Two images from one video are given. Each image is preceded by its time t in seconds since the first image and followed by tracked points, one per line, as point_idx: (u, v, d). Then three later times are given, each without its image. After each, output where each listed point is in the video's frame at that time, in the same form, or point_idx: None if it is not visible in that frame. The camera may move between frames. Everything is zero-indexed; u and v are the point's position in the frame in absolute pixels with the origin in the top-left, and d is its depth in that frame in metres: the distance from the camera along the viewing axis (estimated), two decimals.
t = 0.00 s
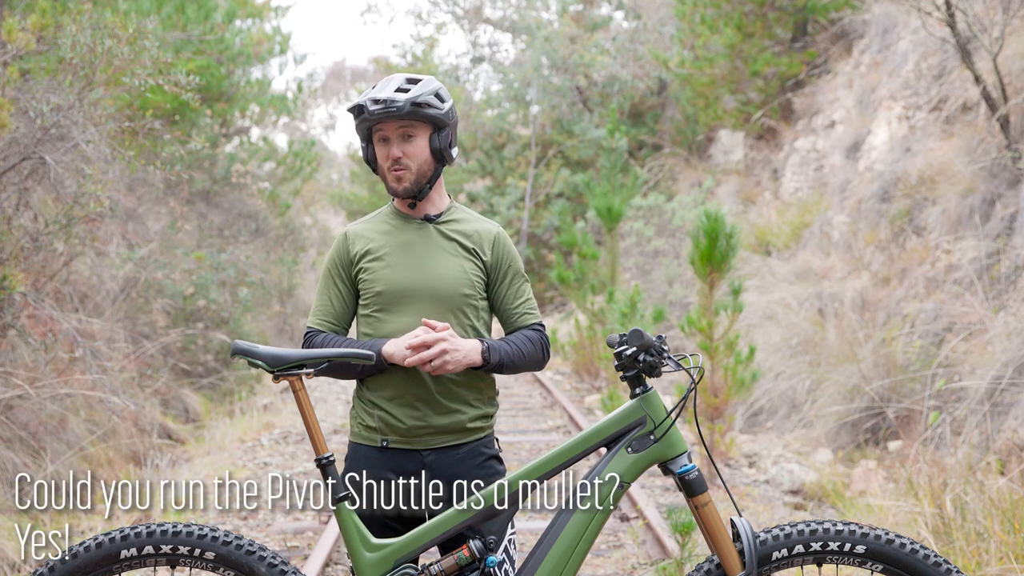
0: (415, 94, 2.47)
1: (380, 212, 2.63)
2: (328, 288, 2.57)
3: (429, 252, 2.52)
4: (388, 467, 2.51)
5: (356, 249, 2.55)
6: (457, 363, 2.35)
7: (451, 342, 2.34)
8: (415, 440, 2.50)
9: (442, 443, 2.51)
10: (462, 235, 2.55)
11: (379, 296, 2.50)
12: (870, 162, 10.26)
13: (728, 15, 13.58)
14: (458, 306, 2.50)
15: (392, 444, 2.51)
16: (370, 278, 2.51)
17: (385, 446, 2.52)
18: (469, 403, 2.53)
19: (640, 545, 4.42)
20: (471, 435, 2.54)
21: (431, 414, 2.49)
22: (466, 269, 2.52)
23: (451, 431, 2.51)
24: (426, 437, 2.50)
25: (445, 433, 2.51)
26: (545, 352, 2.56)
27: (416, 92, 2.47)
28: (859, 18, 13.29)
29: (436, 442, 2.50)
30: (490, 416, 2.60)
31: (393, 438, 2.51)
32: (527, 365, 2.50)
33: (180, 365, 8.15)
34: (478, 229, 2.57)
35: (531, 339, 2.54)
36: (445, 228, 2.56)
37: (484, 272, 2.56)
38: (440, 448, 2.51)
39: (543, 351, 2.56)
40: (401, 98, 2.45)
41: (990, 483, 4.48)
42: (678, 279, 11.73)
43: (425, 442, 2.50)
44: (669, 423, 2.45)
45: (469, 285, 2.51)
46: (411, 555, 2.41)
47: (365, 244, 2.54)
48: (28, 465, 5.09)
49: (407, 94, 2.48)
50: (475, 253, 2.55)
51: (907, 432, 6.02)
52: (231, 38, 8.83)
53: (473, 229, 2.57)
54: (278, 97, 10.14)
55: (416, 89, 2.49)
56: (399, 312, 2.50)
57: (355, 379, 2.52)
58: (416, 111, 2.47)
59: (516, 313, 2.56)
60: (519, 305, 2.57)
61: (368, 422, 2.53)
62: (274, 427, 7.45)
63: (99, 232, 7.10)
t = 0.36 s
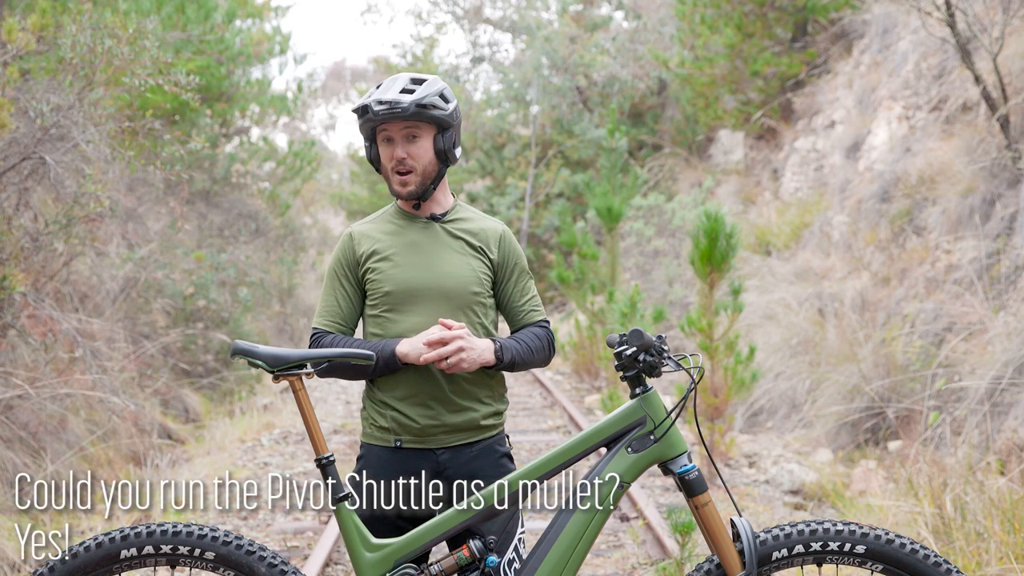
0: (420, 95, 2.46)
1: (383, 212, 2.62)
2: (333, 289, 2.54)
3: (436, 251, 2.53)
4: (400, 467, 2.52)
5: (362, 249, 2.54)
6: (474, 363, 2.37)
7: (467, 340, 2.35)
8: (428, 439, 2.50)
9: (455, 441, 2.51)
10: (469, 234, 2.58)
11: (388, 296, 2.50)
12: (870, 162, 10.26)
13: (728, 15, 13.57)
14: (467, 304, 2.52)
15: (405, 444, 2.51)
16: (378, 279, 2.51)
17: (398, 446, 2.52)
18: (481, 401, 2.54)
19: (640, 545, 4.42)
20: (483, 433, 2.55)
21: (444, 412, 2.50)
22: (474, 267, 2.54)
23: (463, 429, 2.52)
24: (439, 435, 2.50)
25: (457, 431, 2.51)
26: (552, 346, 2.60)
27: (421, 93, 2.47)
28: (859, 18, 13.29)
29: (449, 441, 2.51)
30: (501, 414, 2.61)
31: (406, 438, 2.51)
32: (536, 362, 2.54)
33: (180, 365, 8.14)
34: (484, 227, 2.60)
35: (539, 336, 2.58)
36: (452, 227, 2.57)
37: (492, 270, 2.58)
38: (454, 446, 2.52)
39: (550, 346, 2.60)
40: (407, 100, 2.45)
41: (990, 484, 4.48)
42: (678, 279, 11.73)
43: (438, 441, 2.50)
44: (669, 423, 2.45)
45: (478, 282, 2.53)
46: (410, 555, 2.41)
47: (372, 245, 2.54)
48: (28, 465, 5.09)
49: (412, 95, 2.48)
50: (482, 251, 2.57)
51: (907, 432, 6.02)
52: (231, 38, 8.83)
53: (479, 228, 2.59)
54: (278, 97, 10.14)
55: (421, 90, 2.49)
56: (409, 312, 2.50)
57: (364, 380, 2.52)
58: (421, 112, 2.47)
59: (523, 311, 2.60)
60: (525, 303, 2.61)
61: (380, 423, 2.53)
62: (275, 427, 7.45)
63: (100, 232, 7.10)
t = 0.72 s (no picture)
0: (444, 107, 2.45)
1: (401, 213, 2.65)
2: (351, 288, 2.53)
3: (457, 249, 2.56)
4: (418, 467, 2.54)
5: (381, 248, 2.55)
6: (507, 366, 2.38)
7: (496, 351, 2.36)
8: (449, 439, 2.52)
9: (474, 439, 2.53)
10: (488, 232, 2.61)
11: (409, 294, 2.50)
12: (870, 162, 10.26)
13: (728, 15, 13.57)
14: (488, 301, 2.53)
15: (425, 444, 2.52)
16: (399, 277, 2.52)
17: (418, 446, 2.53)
18: (501, 400, 2.55)
19: (640, 545, 4.42)
20: (503, 431, 2.57)
21: (466, 411, 2.50)
22: (495, 264, 2.57)
23: (483, 427, 2.53)
24: (458, 434, 2.51)
25: (476, 430, 2.53)
26: (565, 345, 2.63)
27: (445, 105, 2.45)
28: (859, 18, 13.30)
29: (468, 440, 2.52)
30: (519, 413, 2.63)
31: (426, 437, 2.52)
32: (555, 361, 2.57)
33: (180, 365, 8.14)
34: (503, 227, 2.64)
35: (556, 336, 2.61)
36: (471, 225, 2.61)
37: (511, 267, 2.62)
38: (474, 445, 2.54)
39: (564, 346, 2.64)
40: (430, 112, 2.43)
41: (990, 483, 4.48)
42: (678, 279, 11.74)
43: (457, 441, 2.52)
44: (668, 423, 2.45)
45: (499, 279, 2.56)
46: (410, 555, 2.41)
47: (391, 243, 2.55)
48: (28, 465, 5.09)
49: (436, 105, 2.46)
50: (502, 248, 2.61)
51: (907, 432, 6.02)
52: (231, 38, 8.83)
53: (498, 226, 2.64)
54: (278, 97, 10.14)
55: (445, 100, 2.47)
56: (430, 309, 2.50)
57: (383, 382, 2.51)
58: (444, 124, 2.46)
59: (540, 310, 2.65)
60: (541, 303, 2.67)
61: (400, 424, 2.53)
62: (275, 427, 7.45)
63: (100, 232, 7.10)
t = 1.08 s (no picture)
0: (492, 104, 2.48)
1: (433, 208, 2.64)
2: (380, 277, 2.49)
3: (490, 250, 2.57)
4: (437, 467, 2.54)
5: (413, 242, 2.54)
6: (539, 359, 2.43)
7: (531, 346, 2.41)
8: (472, 438, 2.52)
9: (497, 439, 2.54)
10: (520, 235, 2.64)
11: (440, 291, 2.50)
12: (870, 162, 10.26)
13: (728, 15, 13.56)
14: (519, 303, 2.55)
15: (450, 443, 2.52)
16: (431, 273, 2.51)
17: (443, 446, 2.53)
18: (525, 401, 2.57)
19: (640, 546, 4.42)
20: (524, 431, 2.59)
21: (490, 411, 2.51)
22: (525, 268, 2.60)
23: (506, 427, 2.54)
24: (481, 435, 2.52)
25: (499, 430, 2.54)
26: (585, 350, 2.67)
27: (492, 102, 2.49)
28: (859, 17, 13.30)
29: (490, 440, 2.53)
30: (540, 414, 2.65)
31: (451, 437, 2.52)
32: (579, 363, 2.61)
33: (179, 365, 8.14)
34: (533, 231, 2.67)
35: (581, 340, 2.65)
36: (504, 227, 2.63)
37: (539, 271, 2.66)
38: (496, 445, 2.55)
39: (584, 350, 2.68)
40: (479, 108, 2.46)
41: (990, 483, 4.48)
42: (678, 279, 11.74)
43: (480, 441, 2.52)
44: (668, 423, 2.45)
45: (529, 283, 2.58)
46: (410, 555, 2.42)
47: (424, 238, 2.55)
48: (28, 465, 5.09)
49: (484, 102, 2.49)
50: (533, 252, 2.64)
51: (907, 432, 6.02)
52: (231, 38, 8.83)
53: (529, 231, 2.67)
54: (278, 97, 10.14)
55: (492, 97, 2.50)
56: (460, 307, 2.50)
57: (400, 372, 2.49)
58: (491, 121, 2.48)
59: (563, 315, 2.70)
60: (565, 308, 2.71)
61: (423, 424, 2.53)
62: (275, 427, 7.45)
63: (100, 232, 7.10)
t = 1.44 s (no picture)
0: (482, 87, 2.49)
1: (440, 205, 2.64)
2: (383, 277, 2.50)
3: (493, 252, 2.56)
4: (434, 467, 2.55)
5: (417, 241, 2.54)
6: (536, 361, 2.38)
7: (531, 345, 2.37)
8: (464, 439, 2.53)
9: (491, 441, 2.54)
10: (526, 236, 2.63)
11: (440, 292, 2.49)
12: (870, 162, 10.26)
13: (728, 15, 13.56)
14: (519, 307, 2.54)
15: (442, 444, 2.53)
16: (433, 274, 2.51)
17: (435, 446, 2.54)
18: (521, 404, 2.57)
19: (640, 546, 4.42)
20: (519, 433, 2.59)
21: (482, 414, 2.51)
22: (529, 271, 2.58)
23: (500, 430, 2.55)
24: (474, 436, 2.53)
25: (494, 432, 2.54)
26: (593, 352, 2.66)
27: (483, 86, 2.50)
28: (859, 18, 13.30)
29: (484, 442, 2.54)
30: (537, 417, 2.66)
31: (443, 438, 2.53)
32: (583, 365, 2.59)
33: (180, 365, 8.13)
34: (540, 232, 2.66)
35: (587, 341, 2.64)
36: (509, 228, 2.61)
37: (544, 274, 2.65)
38: (489, 446, 2.55)
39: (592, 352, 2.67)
40: (470, 93, 2.47)
41: (990, 483, 4.48)
42: (678, 279, 11.74)
43: (473, 442, 2.53)
44: (668, 423, 2.45)
45: (531, 286, 2.57)
46: (410, 555, 2.42)
47: (429, 238, 2.55)
48: (28, 465, 5.09)
49: (474, 87, 2.50)
50: (538, 255, 2.63)
51: (907, 432, 6.03)
52: (231, 38, 8.83)
53: (536, 231, 2.65)
54: (278, 97, 10.14)
55: (483, 82, 2.51)
56: (459, 309, 2.50)
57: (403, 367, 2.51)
58: (483, 105, 2.49)
59: (569, 316, 2.68)
60: (571, 309, 2.69)
61: (417, 423, 2.55)
62: (275, 427, 7.45)
63: (100, 232, 7.10)
